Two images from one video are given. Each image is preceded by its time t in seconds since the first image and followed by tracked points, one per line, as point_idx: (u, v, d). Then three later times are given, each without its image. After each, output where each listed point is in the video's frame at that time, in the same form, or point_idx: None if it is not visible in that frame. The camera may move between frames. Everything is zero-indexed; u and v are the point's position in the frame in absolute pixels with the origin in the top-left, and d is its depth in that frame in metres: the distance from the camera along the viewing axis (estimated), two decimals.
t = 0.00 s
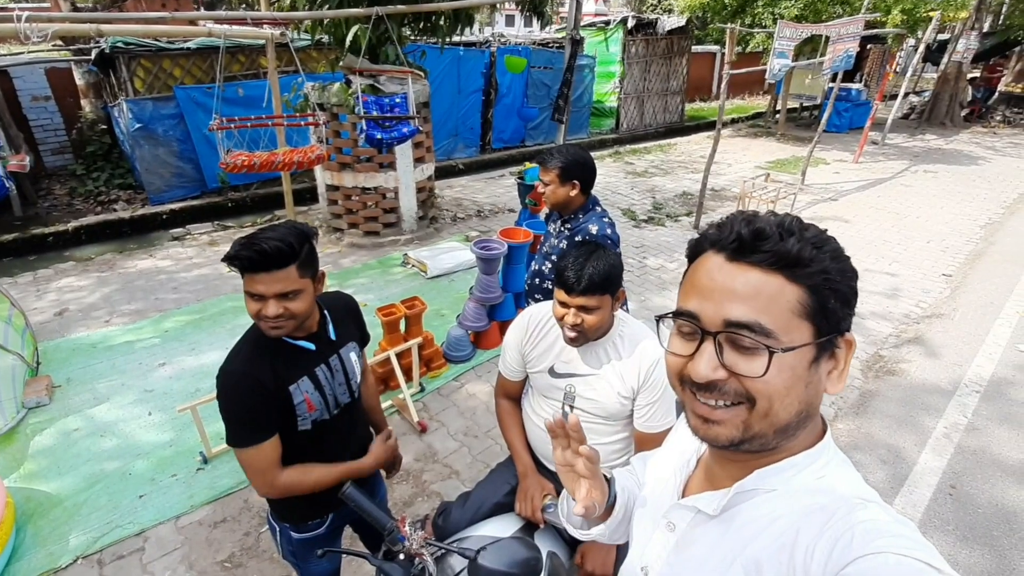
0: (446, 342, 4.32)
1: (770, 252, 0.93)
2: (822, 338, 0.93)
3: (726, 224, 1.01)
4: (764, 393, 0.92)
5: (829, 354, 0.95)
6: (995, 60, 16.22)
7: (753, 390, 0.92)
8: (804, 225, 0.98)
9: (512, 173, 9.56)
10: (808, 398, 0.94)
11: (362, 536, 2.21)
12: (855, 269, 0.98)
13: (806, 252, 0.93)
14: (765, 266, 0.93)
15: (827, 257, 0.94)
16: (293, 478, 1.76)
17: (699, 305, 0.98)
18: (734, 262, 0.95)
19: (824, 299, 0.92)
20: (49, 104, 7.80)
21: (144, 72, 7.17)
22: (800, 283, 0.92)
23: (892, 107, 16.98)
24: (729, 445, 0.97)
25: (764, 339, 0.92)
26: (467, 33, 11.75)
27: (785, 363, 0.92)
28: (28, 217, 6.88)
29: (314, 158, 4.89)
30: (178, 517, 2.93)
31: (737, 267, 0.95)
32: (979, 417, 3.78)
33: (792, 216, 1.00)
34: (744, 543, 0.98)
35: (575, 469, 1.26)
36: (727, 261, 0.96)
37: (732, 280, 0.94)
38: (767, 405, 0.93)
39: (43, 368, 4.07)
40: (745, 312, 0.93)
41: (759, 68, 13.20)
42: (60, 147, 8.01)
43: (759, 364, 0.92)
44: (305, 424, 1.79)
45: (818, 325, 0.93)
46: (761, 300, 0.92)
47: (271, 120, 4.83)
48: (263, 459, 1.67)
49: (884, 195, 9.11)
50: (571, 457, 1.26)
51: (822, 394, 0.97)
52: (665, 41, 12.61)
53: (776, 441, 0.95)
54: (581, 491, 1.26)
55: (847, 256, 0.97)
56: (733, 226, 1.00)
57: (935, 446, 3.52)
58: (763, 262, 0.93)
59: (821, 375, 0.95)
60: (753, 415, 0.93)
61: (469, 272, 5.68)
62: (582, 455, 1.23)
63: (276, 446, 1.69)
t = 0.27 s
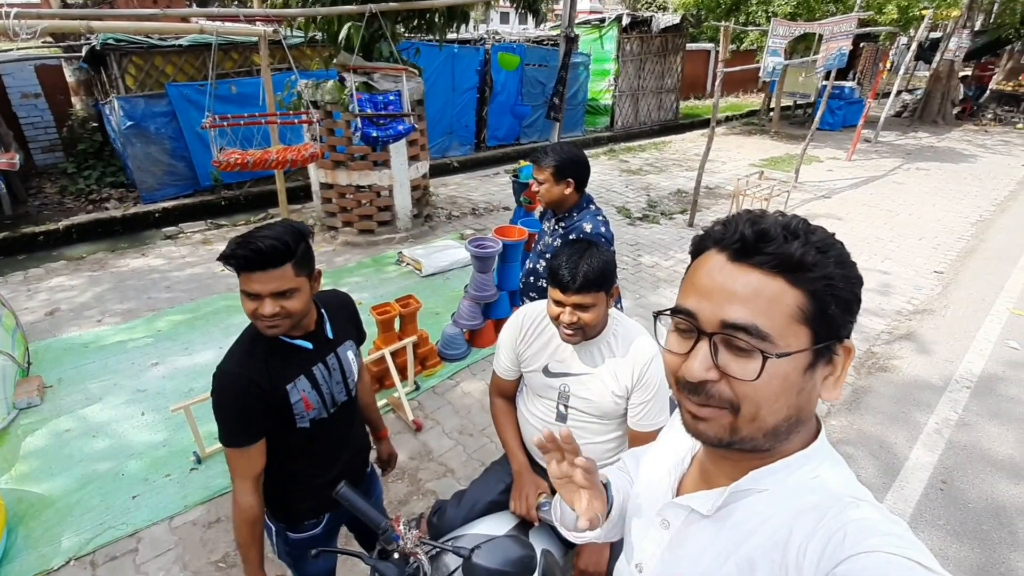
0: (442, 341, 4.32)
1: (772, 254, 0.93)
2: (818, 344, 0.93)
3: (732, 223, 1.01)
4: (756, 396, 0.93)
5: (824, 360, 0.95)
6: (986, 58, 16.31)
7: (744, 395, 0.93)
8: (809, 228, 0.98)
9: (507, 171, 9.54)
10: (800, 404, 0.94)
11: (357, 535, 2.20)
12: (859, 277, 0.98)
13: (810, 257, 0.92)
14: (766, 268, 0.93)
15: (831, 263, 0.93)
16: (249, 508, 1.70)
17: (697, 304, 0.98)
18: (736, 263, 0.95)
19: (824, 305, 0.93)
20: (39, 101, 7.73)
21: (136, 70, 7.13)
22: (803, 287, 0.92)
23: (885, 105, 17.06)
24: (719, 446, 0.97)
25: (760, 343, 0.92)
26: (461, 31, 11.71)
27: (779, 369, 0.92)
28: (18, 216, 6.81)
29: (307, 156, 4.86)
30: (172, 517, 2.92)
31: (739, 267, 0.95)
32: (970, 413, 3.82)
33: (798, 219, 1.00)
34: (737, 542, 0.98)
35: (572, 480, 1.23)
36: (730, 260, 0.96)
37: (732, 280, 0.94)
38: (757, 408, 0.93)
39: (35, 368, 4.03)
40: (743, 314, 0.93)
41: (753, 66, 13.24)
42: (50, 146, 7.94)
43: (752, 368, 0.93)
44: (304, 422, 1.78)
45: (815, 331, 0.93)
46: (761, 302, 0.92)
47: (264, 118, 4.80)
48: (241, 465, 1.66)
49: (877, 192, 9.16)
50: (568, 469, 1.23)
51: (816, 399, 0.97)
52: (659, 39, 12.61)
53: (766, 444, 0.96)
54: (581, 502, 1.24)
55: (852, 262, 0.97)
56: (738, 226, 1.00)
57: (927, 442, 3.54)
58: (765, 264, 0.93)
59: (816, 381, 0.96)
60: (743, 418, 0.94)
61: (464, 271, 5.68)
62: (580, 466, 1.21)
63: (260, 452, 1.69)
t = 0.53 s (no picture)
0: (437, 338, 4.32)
1: (769, 252, 0.93)
2: (813, 343, 0.93)
3: (730, 219, 1.01)
4: (748, 394, 0.93)
5: (818, 358, 0.96)
6: (978, 55, 16.39)
7: (738, 393, 0.94)
8: (808, 225, 0.98)
9: (502, 169, 9.54)
10: (792, 402, 0.95)
11: (352, 533, 2.20)
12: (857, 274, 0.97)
13: (806, 256, 0.92)
14: (762, 267, 0.93)
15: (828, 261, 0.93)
16: (215, 499, 1.70)
17: (692, 300, 0.98)
18: (732, 260, 0.95)
19: (819, 304, 0.92)
20: (30, 99, 7.67)
21: (128, 68, 7.09)
22: (799, 287, 0.92)
23: (878, 102, 17.13)
24: (710, 440, 0.99)
25: (753, 342, 0.93)
26: (456, 29, 11.69)
27: (772, 368, 0.92)
28: (9, 215, 6.76)
29: (301, 154, 4.84)
30: (167, 516, 2.91)
31: (735, 265, 0.95)
32: (961, 408, 3.85)
33: (798, 215, 1.00)
34: (730, 536, 0.99)
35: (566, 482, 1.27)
36: (726, 258, 0.96)
37: (728, 278, 0.94)
38: (749, 406, 0.94)
39: (27, 368, 4.01)
40: (737, 313, 0.93)
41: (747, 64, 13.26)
42: (42, 144, 7.88)
43: (745, 366, 0.93)
44: (294, 420, 1.79)
45: (810, 329, 0.93)
46: (754, 301, 0.92)
47: (258, 115, 4.78)
48: (214, 458, 1.66)
49: (870, 189, 9.20)
50: (564, 472, 1.27)
51: (809, 397, 0.98)
52: (654, 37, 12.60)
53: (757, 440, 0.97)
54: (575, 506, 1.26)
55: (850, 261, 0.96)
56: (735, 222, 0.99)
57: (919, 436, 3.57)
58: (761, 262, 0.93)
59: (810, 379, 0.96)
60: (735, 415, 0.95)
61: (459, 269, 5.67)
62: (579, 468, 1.25)
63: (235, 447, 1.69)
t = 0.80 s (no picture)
0: (435, 336, 4.32)
1: (751, 256, 0.93)
2: (796, 344, 0.95)
3: (712, 221, 1.02)
4: (733, 396, 0.94)
5: (803, 358, 0.97)
6: (975, 53, 16.40)
7: (723, 395, 0.95)
8: (790, 227, 0.99)
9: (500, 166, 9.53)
10: (777, 402, 0.96)
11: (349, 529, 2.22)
12: (839, 275, 0.98)
13: (789, 258, 0.93)
14: (744, 270, 0.93)
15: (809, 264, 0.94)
16: (238, 488, 1.77)
17: (677, 303, 0.99)
18: (715, 263, 0.96)
19: (802, 306, 0.93)
20: (25, 97, 7.64)
21: (123, 66, 7.06)
22: (782, 289, 0.93)
23: (876, 99, 17.14)
24: (697, 440, 1.00)
25: (737, 345, 0.94)
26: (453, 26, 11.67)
27: (757, 370, 0.93)
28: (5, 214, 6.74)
29: (298, 152, 4.84)
30: (165, 514, 2.91)
31: (718, 268, 0.95)
32: (956, 404, 3.87)
33: (780, 217, 1.00)
34: (719, 533, 1.00)
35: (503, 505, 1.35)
36: (709, 261, 0.97)
37: (712, 281, 0.95)
38: (735, 408, 0.95)
39: (25, 367, 4.00)
40: (721, 316, 0.94)
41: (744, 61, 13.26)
42: (38, 142, 7.85)
43: (729, 369, 0.94)
44: (290, 417, 1.80)
45: (793, 331, 0.94)
46: (739, 304, 0.93)
47: (254, 113, 4.77)
48: (231, 449, 1.72)
49: (867, 187, 9.22)
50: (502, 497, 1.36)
51: (794, 396, 0.99)
52: (652, 34, 12.59)
53: (744, 440, 0.98)
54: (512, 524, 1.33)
55: (831, 262, 0.97)
56: (717, 226, 1.00)
57: (913, 433, 3.59)
58: (744, 265, 0.93)
59: (794, 379, 0.97)
60: (721, 416, 0.96)
61: (457, 267, 5.67)
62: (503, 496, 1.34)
63: (245, 439, 1.73)
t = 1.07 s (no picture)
0: (435, 335, 4.32)
1: (748, 257, 0.93)
2: (792, 345, 0.94)
3: (710, 222, 1.01)
4: (728, 396, 0.94)
5: (799, 359, 0.97)
6: (975, 49, 16.36)
7: (719, 395, 0.95)
8: (787, 228, 0.98)
9: (500, 165, 9.52)
10: (773, 403, 0.96)
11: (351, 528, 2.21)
12: (836, 276, 0.98)
13: (785, 259, 0.93)
14: (741, 271, 0.93)
15: (805, 265, 0.94)
16: (238, 490, 1.74)
17: (673, 304, 0.98)
18: (711, 264, 0.96)
19: (799, 307, 0.93)
20: (24, 97, 7.62)
21: (122, 65, 7.03)
22: (778, 291, 0.93)
23: (876, 96, 17.12)
24: (693, 439, 1.00)
25: (732, 345, 0.94)
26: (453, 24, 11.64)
27: (752, 371, 0.93)
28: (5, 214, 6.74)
29: (298, 151, 4.85)
30: (166, 514, 2.92)
31: (714, 269, 0.95)
32: (956, 401, 3.86)
33: (777, 218, 1.00)
34: (719, 533, 1.00)
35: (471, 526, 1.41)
36: (705, 261, 0.96)
37: (709, 281, 0.95)
38: (730, 408, 0.95)
39: (25, 367, 4.00)
40: (717, 317, 0.94)
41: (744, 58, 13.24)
42: (37, 142, 7.85)
43: (725, 370, 0.94)
44: (290, 415, 1.80)
45: (789, 332, 0.94)
46: (734, 305, 0.93)
47: (254, 112, 4.76)
48: (229, 448, 1.70)
49: (868, 184, 9.21)
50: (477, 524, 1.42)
51: (790, 397, 0.99)
52: (651, 31, 12.56)
53: (740, 440, 0.98)
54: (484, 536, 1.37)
55: (828, 263, 0.97)
56: (714, 227, 1.00)
57: (914, 430, 3.59)
58: (739, 266, 0.93)
59: (790, 380, 0.97)
60: (717, 416, 0.96)
61: (457, 265, 5.67)
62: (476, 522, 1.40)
63: (246, 436, 1.72)
